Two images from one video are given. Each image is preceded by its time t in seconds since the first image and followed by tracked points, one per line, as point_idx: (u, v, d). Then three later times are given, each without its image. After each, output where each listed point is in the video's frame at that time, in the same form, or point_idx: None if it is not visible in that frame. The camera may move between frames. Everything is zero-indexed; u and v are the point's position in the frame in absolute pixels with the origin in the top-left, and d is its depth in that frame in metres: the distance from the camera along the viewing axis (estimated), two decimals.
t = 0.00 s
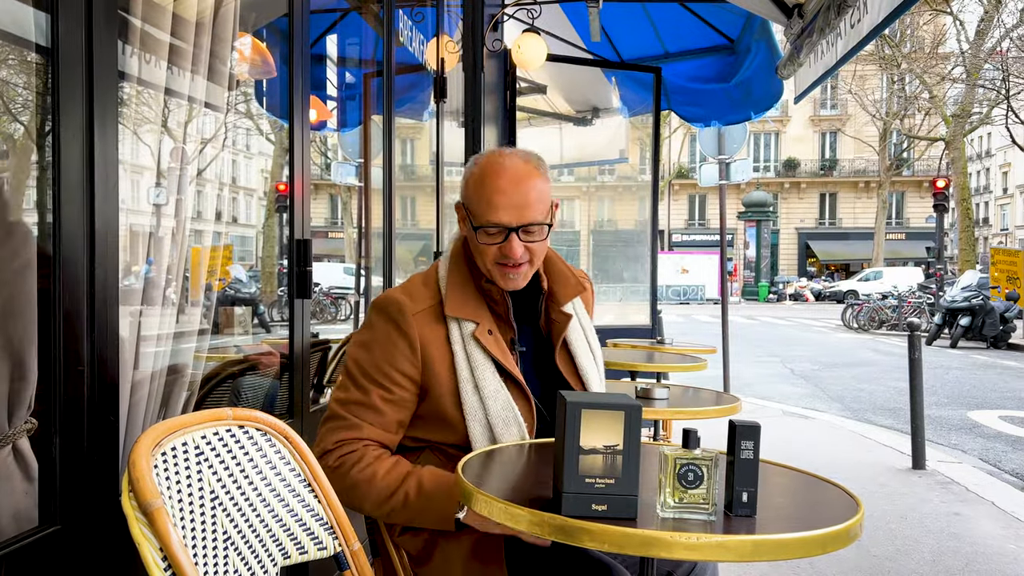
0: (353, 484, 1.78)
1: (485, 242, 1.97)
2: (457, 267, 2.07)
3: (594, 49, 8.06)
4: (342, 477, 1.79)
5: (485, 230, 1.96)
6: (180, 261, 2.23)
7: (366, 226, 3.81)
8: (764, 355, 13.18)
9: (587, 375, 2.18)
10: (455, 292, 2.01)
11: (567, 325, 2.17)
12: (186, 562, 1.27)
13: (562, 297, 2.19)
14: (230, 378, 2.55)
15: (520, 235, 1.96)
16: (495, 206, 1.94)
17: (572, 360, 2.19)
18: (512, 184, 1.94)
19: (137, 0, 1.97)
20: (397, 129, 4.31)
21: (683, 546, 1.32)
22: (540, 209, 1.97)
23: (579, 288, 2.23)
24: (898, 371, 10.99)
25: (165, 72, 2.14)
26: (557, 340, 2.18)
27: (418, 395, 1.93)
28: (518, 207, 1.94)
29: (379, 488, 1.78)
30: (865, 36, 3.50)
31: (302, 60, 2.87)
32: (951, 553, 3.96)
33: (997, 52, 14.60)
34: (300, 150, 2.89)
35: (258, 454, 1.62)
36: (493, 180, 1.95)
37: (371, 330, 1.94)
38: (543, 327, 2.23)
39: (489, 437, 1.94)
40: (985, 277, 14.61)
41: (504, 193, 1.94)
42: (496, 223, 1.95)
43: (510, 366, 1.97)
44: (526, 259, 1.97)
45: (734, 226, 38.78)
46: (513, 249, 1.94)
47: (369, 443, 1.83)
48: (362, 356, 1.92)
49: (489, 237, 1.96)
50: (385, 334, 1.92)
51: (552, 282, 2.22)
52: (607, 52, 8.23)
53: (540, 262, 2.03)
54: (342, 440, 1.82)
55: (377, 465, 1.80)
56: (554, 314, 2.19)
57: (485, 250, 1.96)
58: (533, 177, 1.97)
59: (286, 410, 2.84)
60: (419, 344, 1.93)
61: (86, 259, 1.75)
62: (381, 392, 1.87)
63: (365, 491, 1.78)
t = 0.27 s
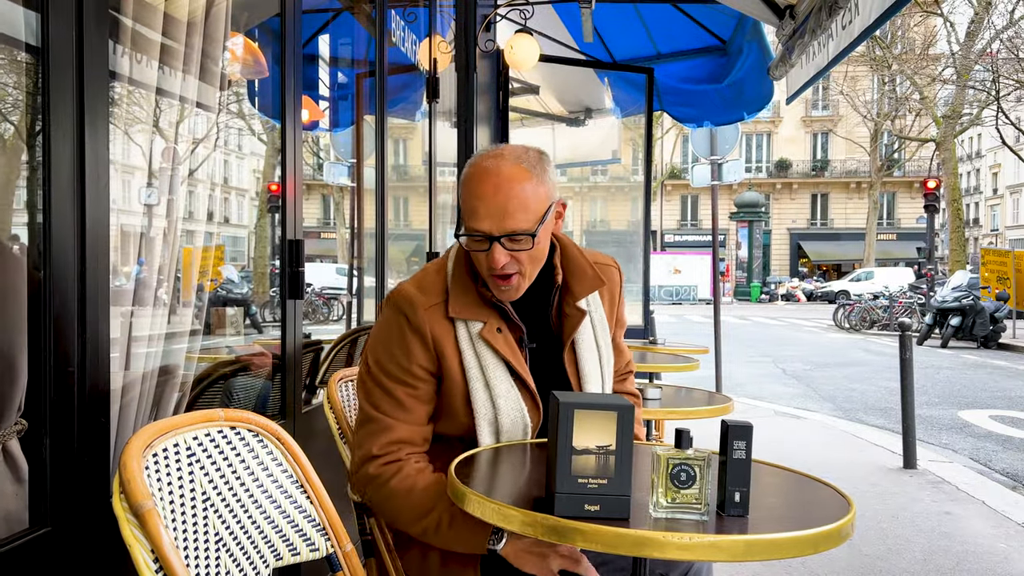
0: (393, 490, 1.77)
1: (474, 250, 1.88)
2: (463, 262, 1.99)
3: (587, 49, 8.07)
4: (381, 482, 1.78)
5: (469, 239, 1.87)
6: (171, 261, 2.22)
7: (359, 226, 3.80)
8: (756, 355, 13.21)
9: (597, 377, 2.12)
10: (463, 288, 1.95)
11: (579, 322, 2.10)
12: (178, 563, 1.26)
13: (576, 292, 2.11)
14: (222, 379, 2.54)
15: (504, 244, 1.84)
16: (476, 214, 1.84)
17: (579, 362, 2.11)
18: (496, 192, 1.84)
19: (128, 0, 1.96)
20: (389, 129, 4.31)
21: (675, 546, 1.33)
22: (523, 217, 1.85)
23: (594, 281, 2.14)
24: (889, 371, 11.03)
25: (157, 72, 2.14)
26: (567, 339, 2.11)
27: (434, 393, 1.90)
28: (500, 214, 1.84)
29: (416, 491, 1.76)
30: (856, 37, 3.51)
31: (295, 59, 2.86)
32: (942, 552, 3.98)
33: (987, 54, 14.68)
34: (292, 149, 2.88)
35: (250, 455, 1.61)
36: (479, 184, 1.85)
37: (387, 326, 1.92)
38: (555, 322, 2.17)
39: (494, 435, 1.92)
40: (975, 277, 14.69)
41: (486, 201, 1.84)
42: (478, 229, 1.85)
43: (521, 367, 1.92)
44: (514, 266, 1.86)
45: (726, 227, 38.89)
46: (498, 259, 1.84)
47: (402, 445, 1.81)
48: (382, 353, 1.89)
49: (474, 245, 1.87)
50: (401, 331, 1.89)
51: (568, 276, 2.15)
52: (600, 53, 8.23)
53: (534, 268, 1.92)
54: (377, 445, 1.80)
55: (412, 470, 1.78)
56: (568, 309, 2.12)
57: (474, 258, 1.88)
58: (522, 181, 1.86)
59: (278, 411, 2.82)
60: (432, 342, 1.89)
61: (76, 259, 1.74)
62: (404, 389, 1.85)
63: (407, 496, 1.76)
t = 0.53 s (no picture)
0: (386, 522, 1.74)
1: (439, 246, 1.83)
2: (415, 271, 1.93)
3: (581, 50, 8.06)
4: (372, 515, 1.74)
5: (437, 232, 1.82)
6: (164, 261, 2.21)
7: (352, 226, 3.79)
8: (750, 355, 13.23)
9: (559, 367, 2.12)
10: (420, 299, 1.89)
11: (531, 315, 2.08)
12: (171, 565, 1.26)
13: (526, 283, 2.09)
14: (215, 380, 2.53)
15: (475, 234, 1.81)
16: (444, 207, 1.79)
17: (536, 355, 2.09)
18: (460, 181, 1.79)
19: None
20: (383, 129, 4.30)
21: (669, 546, 1.33)
22: (491, 206, 1.82)
23: (543, 269, 2.13)
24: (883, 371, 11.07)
25: (150, 72, 2.13)
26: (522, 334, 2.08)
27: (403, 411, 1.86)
28: (469, 205, 1.79)
29: (407, 520, 1.74)
30: (849, 38, 3.52)
31: (288, 59, 2.86)
32: (935, 551, 3.99)
33: (979, 55, 14.74)
34: (285, 149, 2.88)
35: (243, 456, 1.61)
36: (439, 177, 1.80)
37: (344, 351, 1.86)
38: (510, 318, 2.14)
39: (472, 440, 1.91)
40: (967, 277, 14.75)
41: (454, 190, 1.79)
42: (446, 222, 1.80)
43: (490, 371, 1.90)
44: (485, 257, 1.83)
45: (720, 227, 38.97)
46: (470, 251, 1.80)
47: (383, 471, 1.78)
48: (344, 380, 1.84)
49: (441, 238, 1.82)
50: (358, 355, 1.84)
51: (515, 270, 2.12)
52: (594, 54, 8.22)
53: (501, 260, 1.89)
54: (359, 475, 1.76)
55: (398, 496, 1.75)
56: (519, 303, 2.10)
57: (439, 254, 1.82)
58: (485, 172, 1.82)
59: (272, 411, 2.82)
60: (394, 360, 1.84)
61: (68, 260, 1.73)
62: (373, 413, 1.80)
63: (400, 525, 1.73)
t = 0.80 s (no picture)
0: (384, 543, 1.73)
1: (361, 239, 1.97)
2: (348, 284, 2.02)
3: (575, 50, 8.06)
4: (372, 538, 1.74)
5: (356, 224, 1.95)
6: (158, 262, 2.20)
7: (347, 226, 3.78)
8: (744, 355, 13.26)
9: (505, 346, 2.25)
10: (362, 308, 1.97)
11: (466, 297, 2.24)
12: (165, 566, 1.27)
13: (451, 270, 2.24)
14: (209, 381, 2.53)
15: (394, 220, 1.96)
16: (360, 198, 1.93)
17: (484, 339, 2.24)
18: (373, 171, 1.95)
19: None
20: (378, 129, 4.29)
21: (664, 546, 1.33)
22: (405, 192, 1.98)
23: (466, 255, 2.28)
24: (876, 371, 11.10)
25: (144, 72, 2.13)
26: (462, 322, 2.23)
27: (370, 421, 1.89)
28: (383, 195, 1.95)
29: (403, 536, 1.73)
30: (843, 38, 3.53)
31: (282, 59, 2.84)
32: (928, 550, 4.01)
33: (972, 55, 14.80)
34: (280, 149, 2.87)
35: (238, 457, 1.60)
36: (353, 173, 1.95)
37: (297, 377, 1.89)
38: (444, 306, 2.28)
39: (448, 442, 1.94)
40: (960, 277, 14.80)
41: (366, 184, 1.94)
42: (364, 214, 1.94)
43: (438, 360, 1.99)
44: (405, 241, 1.98)
45: (714, 227, 39.04)
46: (391, 237, 1.95)
47: (367, 489, 1.79)
48: (304, 409, 1.86)
49: (361, 230, 1.96)
50: (311, 377, 1.86)
51: (440, 258, 2.28)
52: (588, 54, 8.22)
53: (422, 244, 2.04)
54: (344, 498, 1.78)
55: (390, 513, 1.77)
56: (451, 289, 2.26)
57: (363, 246, 1.96)
58: (395, 163, 1.99)
59: (266, 413, 2.82)
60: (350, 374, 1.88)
61: (63, 260, 1.73)
62: (341, 433, 1.83)
63: (398, 544, 1.73)
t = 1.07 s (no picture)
0: (375, 531, 1.74)
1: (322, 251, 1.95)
2: (320, 282, 2.04)
3: (570, 50, 8.06)
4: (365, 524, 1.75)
5: (318, 239, 1.93)
6: (153, 262, 2.20)
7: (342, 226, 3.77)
8: (739, 355, 13.27)
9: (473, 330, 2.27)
10: (336, 300, 2.01)
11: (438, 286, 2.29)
12: (160, 567, 1.26)
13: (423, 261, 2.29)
14: (204, 381, 2.52)
15: (351, 233, 1.93)
16: (316, 215, 1.89)
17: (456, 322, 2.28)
18: (327, 186, 1.90)
19: None
20: (372, 130, 4.29)
21: (659, 546, 1.33)
22: (360, 202, 1.94)
23: (436, 247, 2.32)
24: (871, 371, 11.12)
25: (138, 72, 2.12)
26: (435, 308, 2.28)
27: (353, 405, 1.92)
28: (338, 209, 1.90)
29: (395, 520, 1.75)
30: (837, 39, 3.54)
31: (277, 59, 2.85)
32: (923, 550, 4.02)
33: (966, 56, 14.83)
34: (275, 150, 2.88)
35: (233, 457, 1.60)
36: (308, 187, 1.90)
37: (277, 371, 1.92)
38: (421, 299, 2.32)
39: (436, 426, 1.95)
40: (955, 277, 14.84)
41: (321, 200, 1.90)
42: (320, 230, 1.91)
43: (415, 340, 2.04)
44: (365, 251, 1.96)
45: (709, 228, 39.10)
46: (351, 249, 1.93)
47: (354, 474, 1.81)
48: (285, 399, 1.89)
49: (323, 243, 1.94)
50: (291, 367, 1.90)
51: (409, 251, 2.33)
52: (583, 54, 8.20)
53: (384, 248, 2.02)
54: (334, 484, 1.79)
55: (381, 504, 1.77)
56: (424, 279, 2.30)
57: (325, 258, 1.95)
58: (350, 173, 1.93)
59: (260, 414, 2.83)
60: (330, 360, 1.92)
61: (56, 259, 1.72)
62: (324, 419, 1.86)
63: (390, 530, 1.74)
